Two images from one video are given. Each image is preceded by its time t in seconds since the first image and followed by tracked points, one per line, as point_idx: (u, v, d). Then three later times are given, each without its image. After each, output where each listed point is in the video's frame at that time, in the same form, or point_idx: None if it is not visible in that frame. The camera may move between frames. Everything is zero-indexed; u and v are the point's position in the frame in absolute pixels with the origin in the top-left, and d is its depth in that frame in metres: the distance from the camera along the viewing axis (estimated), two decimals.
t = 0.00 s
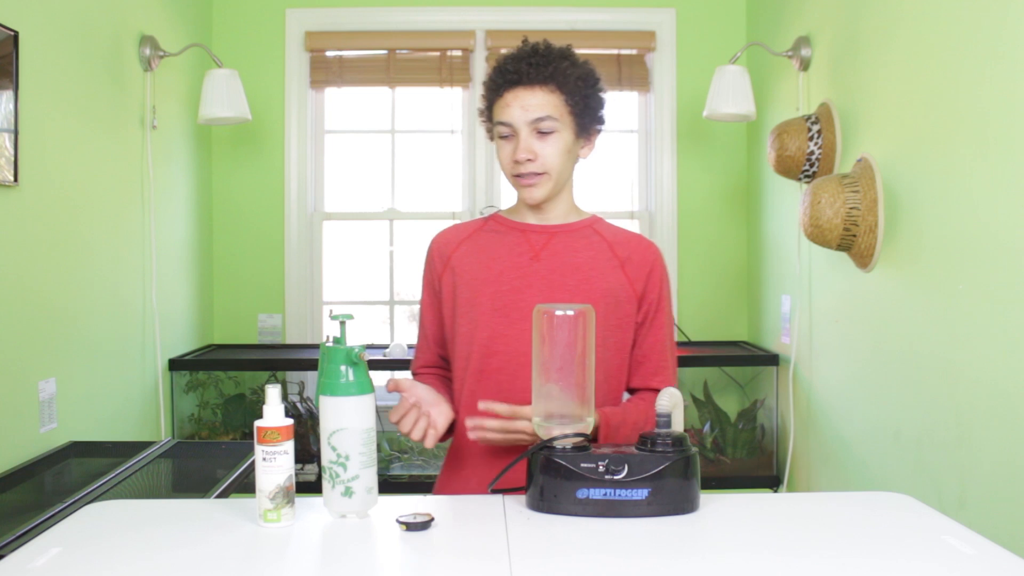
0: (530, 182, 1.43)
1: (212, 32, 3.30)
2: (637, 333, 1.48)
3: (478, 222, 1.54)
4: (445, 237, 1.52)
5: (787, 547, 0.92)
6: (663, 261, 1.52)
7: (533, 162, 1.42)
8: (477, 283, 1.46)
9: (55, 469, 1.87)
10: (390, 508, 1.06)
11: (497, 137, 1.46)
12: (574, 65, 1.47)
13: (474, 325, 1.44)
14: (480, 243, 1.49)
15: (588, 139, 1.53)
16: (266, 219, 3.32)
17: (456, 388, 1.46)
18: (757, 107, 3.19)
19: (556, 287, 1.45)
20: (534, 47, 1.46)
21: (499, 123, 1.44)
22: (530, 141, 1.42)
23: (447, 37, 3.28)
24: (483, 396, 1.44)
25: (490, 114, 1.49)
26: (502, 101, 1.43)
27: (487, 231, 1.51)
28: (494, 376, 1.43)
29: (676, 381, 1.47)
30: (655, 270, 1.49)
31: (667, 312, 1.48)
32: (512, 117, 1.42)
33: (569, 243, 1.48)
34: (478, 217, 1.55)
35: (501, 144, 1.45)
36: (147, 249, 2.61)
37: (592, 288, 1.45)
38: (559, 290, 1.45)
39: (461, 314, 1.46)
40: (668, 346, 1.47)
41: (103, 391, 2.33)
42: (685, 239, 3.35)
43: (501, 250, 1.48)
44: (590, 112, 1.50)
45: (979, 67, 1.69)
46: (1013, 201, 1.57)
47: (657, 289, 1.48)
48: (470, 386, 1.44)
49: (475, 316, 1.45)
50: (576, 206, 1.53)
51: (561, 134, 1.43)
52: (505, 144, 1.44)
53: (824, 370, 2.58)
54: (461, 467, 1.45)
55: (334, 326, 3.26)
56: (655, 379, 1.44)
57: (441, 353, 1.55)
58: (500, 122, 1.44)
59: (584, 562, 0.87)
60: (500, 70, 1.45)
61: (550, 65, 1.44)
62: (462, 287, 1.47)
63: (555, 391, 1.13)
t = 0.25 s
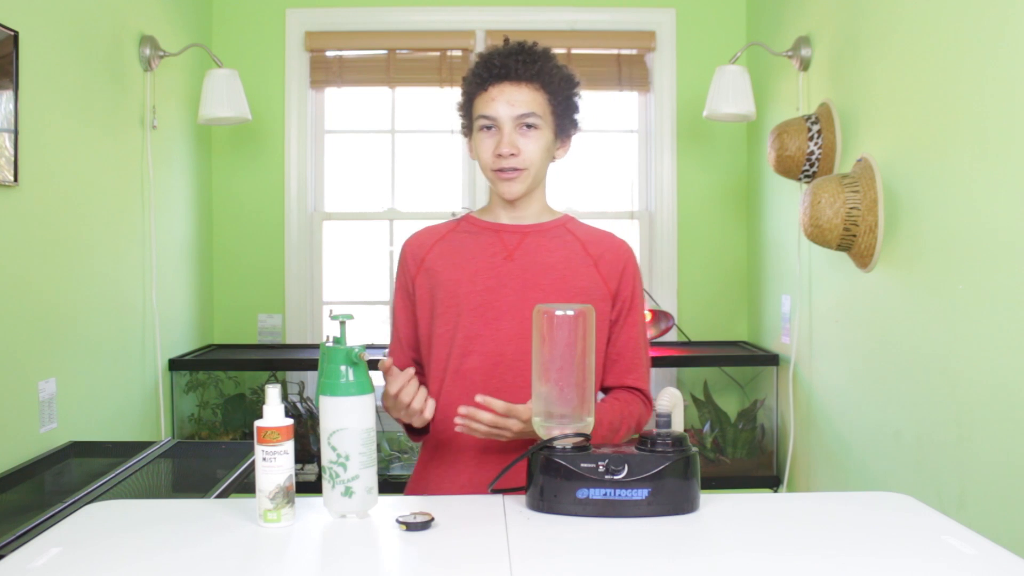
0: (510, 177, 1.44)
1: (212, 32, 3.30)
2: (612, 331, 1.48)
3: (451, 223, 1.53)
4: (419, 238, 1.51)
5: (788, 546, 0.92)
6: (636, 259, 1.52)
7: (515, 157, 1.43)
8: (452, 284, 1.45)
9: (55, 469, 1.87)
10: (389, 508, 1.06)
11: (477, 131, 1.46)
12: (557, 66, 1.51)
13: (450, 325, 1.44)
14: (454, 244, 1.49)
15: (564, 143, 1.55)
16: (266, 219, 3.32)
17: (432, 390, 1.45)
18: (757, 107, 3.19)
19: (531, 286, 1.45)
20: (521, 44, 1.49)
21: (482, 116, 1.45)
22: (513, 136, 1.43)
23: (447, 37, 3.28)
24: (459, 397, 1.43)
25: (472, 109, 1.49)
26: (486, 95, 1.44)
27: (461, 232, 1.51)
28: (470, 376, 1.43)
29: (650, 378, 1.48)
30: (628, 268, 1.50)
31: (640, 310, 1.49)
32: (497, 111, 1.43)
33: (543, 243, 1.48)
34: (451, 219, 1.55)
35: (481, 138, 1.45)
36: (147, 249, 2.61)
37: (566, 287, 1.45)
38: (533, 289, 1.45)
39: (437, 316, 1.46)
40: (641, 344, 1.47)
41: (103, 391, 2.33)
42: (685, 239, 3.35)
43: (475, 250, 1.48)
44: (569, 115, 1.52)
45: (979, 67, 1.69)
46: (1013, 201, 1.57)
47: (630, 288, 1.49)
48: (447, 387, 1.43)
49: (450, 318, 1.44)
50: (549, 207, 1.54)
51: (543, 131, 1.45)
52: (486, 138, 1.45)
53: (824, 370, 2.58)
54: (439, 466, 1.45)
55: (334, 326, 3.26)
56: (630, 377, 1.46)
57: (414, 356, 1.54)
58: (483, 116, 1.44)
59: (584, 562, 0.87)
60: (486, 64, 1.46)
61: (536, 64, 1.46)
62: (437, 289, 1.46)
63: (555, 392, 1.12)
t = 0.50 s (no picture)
0: (495, 175, 1.45)
1: (212, 32, 3.30)
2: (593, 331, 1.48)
3: (432, 225, 1.54)
4: (400, 240, 1.51)
5: (788, 546, 0.92)
6: (615, 261, 1.53)
7: (501, 155, 1.44)
8: (433, 285, 1.46)
9: (55, 469, 1.87)
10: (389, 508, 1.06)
11: (465, 128, 1.47)
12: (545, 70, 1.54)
13: (433, 327, 1.44)
14: (435, 245, 1.49)
15: (548, 146, 1.58)
16: (266, 219, 3.32)
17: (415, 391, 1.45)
18: (757, 107, 3.19)
19: (512, 287, 1.46)
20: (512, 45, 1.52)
21: (470, 113, 1.47)
22: (501, 134, 1.45)
23: (447, 37, 3.28)
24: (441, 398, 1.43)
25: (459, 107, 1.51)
26: (476, 93, 1.47)
27: (442, 233, 1.51)
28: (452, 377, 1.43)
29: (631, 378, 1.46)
30: (608, 269, 1.51)
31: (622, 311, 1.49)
32: (486, 108, 1.46)
33: (524, 244, 1.49)
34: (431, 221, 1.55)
35: (468, 135, 1.47)
36: (147, 249, 2.61)
37: (547, 287, 1.46)
38: (514, 290, 1.46)
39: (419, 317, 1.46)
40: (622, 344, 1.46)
41: (103, 391, 2.33)
42: (685, 239, 3.35)
43: (456, 252, 1.48)
44: (554, 118, 1.56)
45: (979, 67, 1.69)
46: (1013, 201, 1.57)
47: (610, 288, 1.49)
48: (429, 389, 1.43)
49: (432, 319, 1.45)
50: (530, 209, 1.55)
51: (529, 131, 1.47)
52: (473, 134, 1.46)
53: (824, 370, 2.58)
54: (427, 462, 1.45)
55: (334, 326, 3.26)
56: (610, 377, 1.43)
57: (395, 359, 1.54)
58: (470, 112, 1.46)
59: (585, 562, 0.87)
60: (476, 62, 1.49)
61: (525, 65, 1.49)
62: (419, 290, 1.46)
63: (555, 392, 1.13)
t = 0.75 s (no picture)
0: (482, 176, 1.45)
1: (212, 32, 3.30)
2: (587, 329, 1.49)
3: (424, 224, 1.53)
4: (392, 241, 1.50)
5: (788, 546, 0.92)
6: (607, 258, 1.53)
7: (487, 156, 1.44)
8: (427, 286, 1.46)
9: (55, 469, 1.87)
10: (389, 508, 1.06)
11: (452, 129, 1.48)
12: (533, 68, 1.54)
13: (428, 328, 1.45)
14: (428, 247, 1.49)
15: (540, 144, 1.57)
16: (266, 219, 3.32)
17: (412, 392, 1.47)
18: (757, 107, 3.19)
19: (505, 287, 1.46)
20: (498, 44, 1.52)
21: (456, 115, 1.47)
22: (486, 135, 1.45)
23: (447, 37, 3.28)
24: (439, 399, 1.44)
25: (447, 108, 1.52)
26: (462, 94, 1.47)
27: (434, 234, 1.51)
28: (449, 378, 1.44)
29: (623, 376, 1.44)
30: (601, 266, 1.51)
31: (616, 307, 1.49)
32: (471, 109, 1.46)
33: (517, 244, 1.49)
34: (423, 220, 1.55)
35: (456, 136, 1.47)
36: (147, 249, 2.61)
37: (541, 287, 1.46)
38: (508, 291, 1.46)
39: (414, 319, 1.46)
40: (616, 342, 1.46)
41: (103, 391, 2.33)
42: (685, 239, 3.35)
43: (449, 253, 1.48)
44: (545, 116, 1.55)
45: (979, 67, 1.69)
46: (1013, 201, 1.57)
47: (603, 286, 1.49)
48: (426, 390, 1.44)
49: (427, 321, 1.45)
50: (521, 207, 1.55)
51: (517, 130, 1.47)
52: (460, 136, 1.47)
53: (824, 370, 2.58)
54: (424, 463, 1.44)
55: (334, 326, 3.26)
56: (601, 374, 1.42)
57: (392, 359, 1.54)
58: (457, 114, 1.47)
59: (585, 562, 0.87)
60: (462, 64, 1.49)
61: (512, 64, 1.49)
62: (413, 292, 1.46)
63: (555, 392, 1.13)
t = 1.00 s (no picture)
0: (479, 180, 1.46)
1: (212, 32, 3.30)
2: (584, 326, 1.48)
3: (418, 228, 1.54)
4: (386, 246, 1.51)
5: (788, 546, 0.92)
6: (602, 252, 1.52)
7: (486, 161, 1.46)
8: (423, 289, 1.46)
9: (55, 469, 1.87)
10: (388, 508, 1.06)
11: (448, 131, 1.48)
12: (529, 69, 1.54)
13: (425, 331, 1.45)
14: (422, 250, 1.49)
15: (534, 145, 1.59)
16: (266, 219, 3.32)
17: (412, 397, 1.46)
18: (757, 107, 3.19)
19: (500, 287, 1.46)
20: (495, 45, 1.51)
21: (453, 118, 1.47)
22: (485, 139, 1.46)
23: (447, 36, 3.28)
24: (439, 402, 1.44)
25: (443, 109, 1.52)
26: (460, 96, 1.47)
27: (428, 237, 1.51)
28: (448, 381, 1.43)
29: (628, 370, 1.43)
30: (596, 261, 1.50)
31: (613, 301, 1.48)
32: (470, 112, 1.46)
33: (510, 243, 1.49)
34: (418, 223, 1.55)
35: (453, 138, 1.48)
36: (148, 249, 2.61)
37: (536, 286, 1.46)
38: (503, 290, 1.46)
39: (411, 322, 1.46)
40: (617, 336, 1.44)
41: (103, 391, 2.33)
42: (685, 239, 3.35)
43: (443, 255, 1.48)
44: (540, 117, 1.56)
45: (979, 67, 1.69)
46: (1013, 201, 1.57)
47: (599, 281, 1.49)
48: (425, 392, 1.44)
49: (424, 324, 1.45)
50: (516, 205, 1.55)
51: (514, 134, 1.48)
52: (457, 139, 1.47)
53: (824, 370, 2.58)
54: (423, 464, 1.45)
55: (334, 326, 3.26)
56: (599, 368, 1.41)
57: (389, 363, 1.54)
58: (454, 117, 1.47)
59: (584, 562, 0.87)
60: (460, 64, 1.48)
61: (509, 66, 1.49)
62: (408, 295, 1.47)
63: (555, 392, 1.14)
